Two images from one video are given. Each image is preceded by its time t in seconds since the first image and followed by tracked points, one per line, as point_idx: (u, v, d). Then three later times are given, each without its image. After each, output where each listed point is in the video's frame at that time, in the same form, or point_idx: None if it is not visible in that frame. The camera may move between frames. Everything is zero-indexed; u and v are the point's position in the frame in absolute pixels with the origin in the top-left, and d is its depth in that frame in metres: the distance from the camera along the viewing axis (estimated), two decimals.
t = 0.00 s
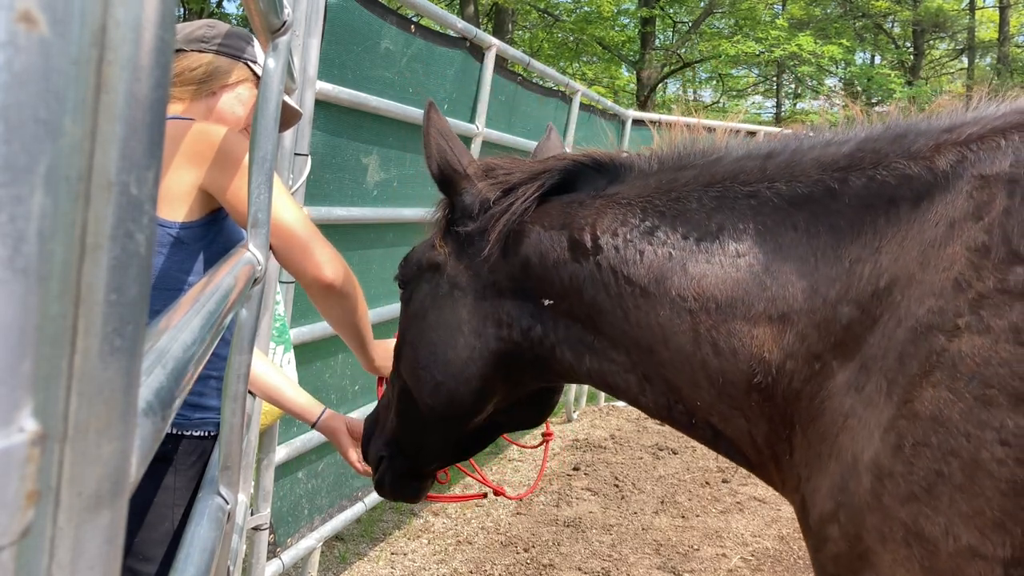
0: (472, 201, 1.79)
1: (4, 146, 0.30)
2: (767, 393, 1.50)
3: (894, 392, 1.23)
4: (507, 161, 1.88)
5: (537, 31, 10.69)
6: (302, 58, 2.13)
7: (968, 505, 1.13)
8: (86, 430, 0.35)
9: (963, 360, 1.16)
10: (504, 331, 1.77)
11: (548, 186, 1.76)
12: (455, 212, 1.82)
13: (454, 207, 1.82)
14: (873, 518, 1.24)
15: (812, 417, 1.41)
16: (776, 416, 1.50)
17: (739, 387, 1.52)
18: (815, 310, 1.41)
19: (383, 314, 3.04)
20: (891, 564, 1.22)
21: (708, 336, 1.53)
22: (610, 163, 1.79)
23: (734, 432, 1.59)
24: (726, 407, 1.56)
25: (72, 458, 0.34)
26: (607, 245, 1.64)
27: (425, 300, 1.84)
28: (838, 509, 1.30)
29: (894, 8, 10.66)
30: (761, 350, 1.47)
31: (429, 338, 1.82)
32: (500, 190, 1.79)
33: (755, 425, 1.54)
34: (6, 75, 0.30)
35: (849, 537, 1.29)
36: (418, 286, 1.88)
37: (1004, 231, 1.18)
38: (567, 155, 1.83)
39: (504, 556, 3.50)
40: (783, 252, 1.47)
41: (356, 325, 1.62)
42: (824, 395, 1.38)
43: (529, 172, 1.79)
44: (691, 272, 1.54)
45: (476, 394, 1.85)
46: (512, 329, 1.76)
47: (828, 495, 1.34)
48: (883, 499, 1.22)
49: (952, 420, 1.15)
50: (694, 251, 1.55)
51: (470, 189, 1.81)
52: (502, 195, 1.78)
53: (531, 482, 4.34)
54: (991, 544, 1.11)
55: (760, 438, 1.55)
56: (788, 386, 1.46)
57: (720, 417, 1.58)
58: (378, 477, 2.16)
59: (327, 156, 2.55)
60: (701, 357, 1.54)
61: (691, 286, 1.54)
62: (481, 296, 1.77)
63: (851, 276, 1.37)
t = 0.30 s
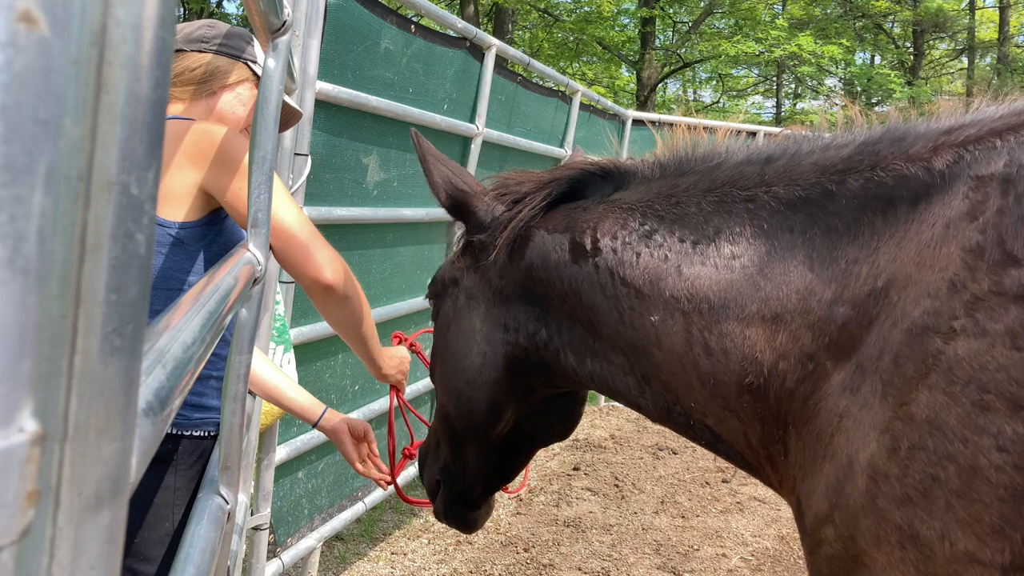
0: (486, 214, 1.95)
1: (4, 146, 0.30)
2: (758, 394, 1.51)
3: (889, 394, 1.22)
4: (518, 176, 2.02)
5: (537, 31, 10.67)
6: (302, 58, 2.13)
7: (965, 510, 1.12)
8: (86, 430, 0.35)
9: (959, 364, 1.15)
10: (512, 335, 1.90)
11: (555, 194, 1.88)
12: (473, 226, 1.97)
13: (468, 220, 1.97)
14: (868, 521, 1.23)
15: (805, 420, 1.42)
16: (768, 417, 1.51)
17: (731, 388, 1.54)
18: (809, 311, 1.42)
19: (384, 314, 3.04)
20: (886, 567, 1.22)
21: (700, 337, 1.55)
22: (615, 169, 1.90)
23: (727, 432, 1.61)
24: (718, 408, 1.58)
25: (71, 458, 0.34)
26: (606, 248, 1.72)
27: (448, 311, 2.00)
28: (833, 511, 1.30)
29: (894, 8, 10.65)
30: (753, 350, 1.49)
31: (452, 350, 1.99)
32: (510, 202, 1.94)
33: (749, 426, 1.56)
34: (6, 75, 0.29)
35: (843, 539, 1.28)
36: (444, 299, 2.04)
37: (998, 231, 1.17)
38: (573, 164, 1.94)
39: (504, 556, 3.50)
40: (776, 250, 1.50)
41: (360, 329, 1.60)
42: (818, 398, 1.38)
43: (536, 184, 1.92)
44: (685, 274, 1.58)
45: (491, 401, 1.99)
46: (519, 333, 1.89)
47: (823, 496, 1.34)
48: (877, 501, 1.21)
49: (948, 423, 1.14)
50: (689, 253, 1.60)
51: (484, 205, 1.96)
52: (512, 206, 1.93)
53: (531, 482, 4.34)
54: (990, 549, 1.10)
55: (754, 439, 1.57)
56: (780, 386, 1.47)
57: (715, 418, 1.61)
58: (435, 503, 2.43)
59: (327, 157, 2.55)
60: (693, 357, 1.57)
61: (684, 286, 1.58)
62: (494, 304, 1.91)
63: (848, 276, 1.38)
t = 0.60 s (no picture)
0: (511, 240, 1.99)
1: (5, 146, 0.30)
2: (755, 397, 1.51)
3: (883, 394, 1.22)
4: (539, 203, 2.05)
5: (537, 31, 10.66)
6: (302, 58, 2.13)
7: (958, 509, 1.12)
8: (87, 430, 0.35)
9: (951, 360, 1.15)
10: (541, 349, 1.89)
11: (576, 212, 1.91)
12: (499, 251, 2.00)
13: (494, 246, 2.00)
14: (860, 523, 1.24)
15: (800, 423, 1.42)
16: (765, 420, 1.51)
17: (729, 391, 1.55)
18: (804, 314, 1.43)
19: (384, 314, 3.03)
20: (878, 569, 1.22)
21: (701, 342, 1.57)
22: (632, 185, 1.92)
23: (728, 437, 1.63)
24: (718, 412, 1.60)
25: (72, 458, 0.34)
26: (618, 257, 1.74)
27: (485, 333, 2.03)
28: (826, 513, 1.30)
29: (894, 8, 10.65)
30: (751, 353, 1.50)
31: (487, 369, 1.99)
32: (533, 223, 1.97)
33: (748, 430, 1.57)
34: (6, 75, 0.29)
35: (836, 541, 1.29)
36: (483, 328, 2.07)
37: (992, 227, 1.17)
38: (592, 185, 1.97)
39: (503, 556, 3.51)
40: (776, 256, 1.51)
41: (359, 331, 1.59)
42: (814, 399, 1.39)
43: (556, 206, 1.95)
44: (689, 281, 1.60)
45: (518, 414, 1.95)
46: (542, 345, 1.89)
47: (818, 498, 1.34)
48: (869, 503, 1.22)
49: (940, 420, 1.14)
50: (693, 262, 1.62)
51: (507, 232, 2.00)
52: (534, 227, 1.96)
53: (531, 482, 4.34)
54: (982, 550, 1.10)
55: (754, 444, 1.58)
56: (775, 390, 1.47)
57: (718, 425, 1.63)
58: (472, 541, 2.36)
59: (327, 156, 2.55)
60: (694, 361, 1.59)
61: (687, 291, 1.60)
62: (520, 319, 1.92)
63: (842, 278, 1.39)
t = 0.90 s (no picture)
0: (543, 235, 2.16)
1: (5, 146, 0.30)
2: (755, 395, 1.56)
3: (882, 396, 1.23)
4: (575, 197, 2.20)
5: (536, 31, 10.64)
6: (302, 58, 2.13)
7: (954, 521, 1.12)
8: (87, 429, 0.35)
9: (948, 369, 1.14)
10: (566, 342, 1.99)
11: (602, 205, 2.02)
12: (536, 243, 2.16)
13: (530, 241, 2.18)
14: (857, 524, 1.25)
15: (802, 424, 1.46)
16: (765, 418, 1.55)
17: (730, 387, 1.60)
18: (805, 312, 1.46)
19: (384, 314, 3.03)
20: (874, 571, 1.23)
21: (705, 336, 1.63)
22: (658, 178, 2.01)
23: (732, 432, 1.68)
24: (721, 408, 1.65)
25: (71, 457, 0.34)
26: (634, 249, 1.82)
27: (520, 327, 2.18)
28: (824, 514, 1.32)
29: (894, 8, 10.64)
30: (753, 351, 1.55)
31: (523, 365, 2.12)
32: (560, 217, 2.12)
33: (750, 428, 1.61)
34: (5, 74, 0.30)
35: (833, 541, 1.30)
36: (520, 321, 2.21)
37: (991, 231, 1.15)
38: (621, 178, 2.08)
39: (503, 556, 3.51)
40: (780, 252, 1.56)
41: (356, 330, 1.59)
42: (817, 401, 1.41)
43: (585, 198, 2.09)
44: (698, 274, 1.67)
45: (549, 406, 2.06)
46: (564, 337, 1.99)
47: (816, 498, 1.36)
48: (867, 505, 1.23)
49: (936, 434, 1.14)
50: (703, 255, 1.69)
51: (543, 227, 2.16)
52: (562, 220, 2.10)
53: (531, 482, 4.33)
54: (979, 561, 1.10)
55: (756, 442, 1.62)
56: (775, 387, 1.51)
57: (723, 420, 1.68)
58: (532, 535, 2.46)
59: (327, 156, 2.55)
60: (697, 355, 1.65)
61: (694, 285, 1.66)
62: (547, 311, 2.03)
63: (844, 276, 1.41)
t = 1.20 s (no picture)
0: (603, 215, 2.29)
1: (5, 146, 0.30)
2: (771, 379, 1.62)
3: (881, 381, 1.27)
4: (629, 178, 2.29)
5: (537, 32, 10.63)
6: (302, 58, 2.13)
7: (946, 502, 1.13)
8: (86, 430, 0.35)
9: (944, 350, 1.16)
10: (627, 318, 2.09)
11: (653, 186, 2.11)
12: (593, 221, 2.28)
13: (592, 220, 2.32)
14: (850, 512, 1.29)
15: (814, 411, 1.52)
16: (779, 402, 1.62)
17: (749, 371, 1.67)
18: (821, 300, 1.52)
19: (384, 314, 3.03)
20: (865, 559, 1.27)
21: (730, 320, 1.70)
22: (707, 162, 2.07)
23: (754, 415, 1.75)
24: (740, 391, 1.72)
25: (71, 458, 0.34)
26: (677, 232, 1.90)
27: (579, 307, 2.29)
28: (820, 501, 1.37)
29: (894, 8, 10.62)
30: (770, 336, 1.61)
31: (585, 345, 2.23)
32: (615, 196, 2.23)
33: (766, 411, 1.68)
34: (6, 74, 0.30)
35: (827, 529, 1.35)
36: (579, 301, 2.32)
37: (991, 215, 1.16)
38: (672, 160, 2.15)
39: (503, 556, 3.51)
40: (809, 240, 1.62)
41: (356, 330, 1.58)
42: (830, 387, 1.47)
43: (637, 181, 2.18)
44: (731, 258, 1.74)
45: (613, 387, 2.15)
46: (625, 313, 2.09)
47: (816, 483, 1.41)
48: (860, 492, 1.26)
49: (934, 414, 1.16)
50: (737, 241, 1.76)
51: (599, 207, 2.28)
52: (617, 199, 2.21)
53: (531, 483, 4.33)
54: (972, 545, 1.10)
55: (772, 424, 1.69)
56: (789, 372, 1.57)
57: (742, 402, 1.76)
58: (604, 522, 2.54)
59: (328, 156, 2.55)
60: (722, 339, 1.72)
61: (727, 270, 1.73)
62: (606, 288, 2.13)
63: (859, 265, 1.47)
